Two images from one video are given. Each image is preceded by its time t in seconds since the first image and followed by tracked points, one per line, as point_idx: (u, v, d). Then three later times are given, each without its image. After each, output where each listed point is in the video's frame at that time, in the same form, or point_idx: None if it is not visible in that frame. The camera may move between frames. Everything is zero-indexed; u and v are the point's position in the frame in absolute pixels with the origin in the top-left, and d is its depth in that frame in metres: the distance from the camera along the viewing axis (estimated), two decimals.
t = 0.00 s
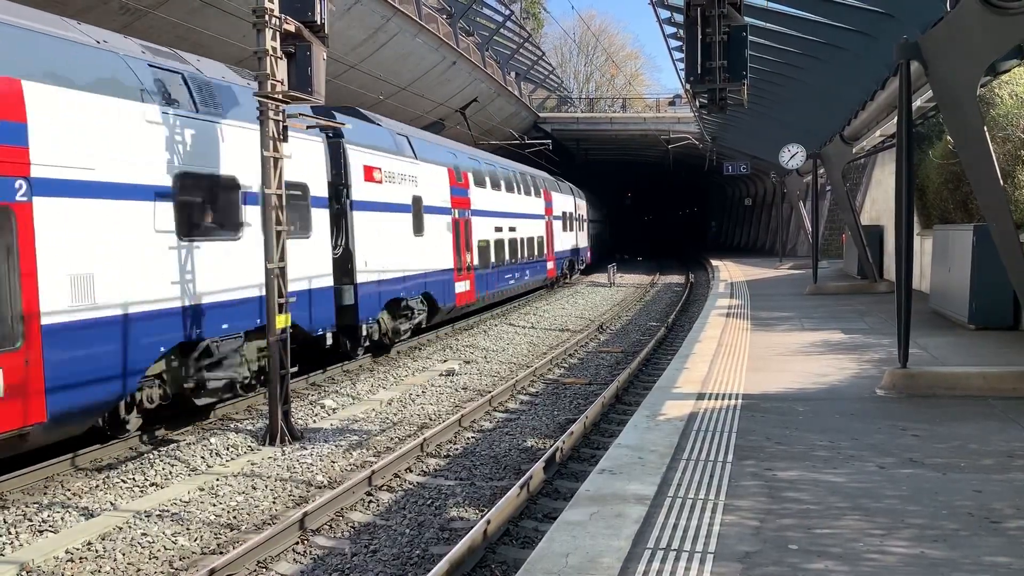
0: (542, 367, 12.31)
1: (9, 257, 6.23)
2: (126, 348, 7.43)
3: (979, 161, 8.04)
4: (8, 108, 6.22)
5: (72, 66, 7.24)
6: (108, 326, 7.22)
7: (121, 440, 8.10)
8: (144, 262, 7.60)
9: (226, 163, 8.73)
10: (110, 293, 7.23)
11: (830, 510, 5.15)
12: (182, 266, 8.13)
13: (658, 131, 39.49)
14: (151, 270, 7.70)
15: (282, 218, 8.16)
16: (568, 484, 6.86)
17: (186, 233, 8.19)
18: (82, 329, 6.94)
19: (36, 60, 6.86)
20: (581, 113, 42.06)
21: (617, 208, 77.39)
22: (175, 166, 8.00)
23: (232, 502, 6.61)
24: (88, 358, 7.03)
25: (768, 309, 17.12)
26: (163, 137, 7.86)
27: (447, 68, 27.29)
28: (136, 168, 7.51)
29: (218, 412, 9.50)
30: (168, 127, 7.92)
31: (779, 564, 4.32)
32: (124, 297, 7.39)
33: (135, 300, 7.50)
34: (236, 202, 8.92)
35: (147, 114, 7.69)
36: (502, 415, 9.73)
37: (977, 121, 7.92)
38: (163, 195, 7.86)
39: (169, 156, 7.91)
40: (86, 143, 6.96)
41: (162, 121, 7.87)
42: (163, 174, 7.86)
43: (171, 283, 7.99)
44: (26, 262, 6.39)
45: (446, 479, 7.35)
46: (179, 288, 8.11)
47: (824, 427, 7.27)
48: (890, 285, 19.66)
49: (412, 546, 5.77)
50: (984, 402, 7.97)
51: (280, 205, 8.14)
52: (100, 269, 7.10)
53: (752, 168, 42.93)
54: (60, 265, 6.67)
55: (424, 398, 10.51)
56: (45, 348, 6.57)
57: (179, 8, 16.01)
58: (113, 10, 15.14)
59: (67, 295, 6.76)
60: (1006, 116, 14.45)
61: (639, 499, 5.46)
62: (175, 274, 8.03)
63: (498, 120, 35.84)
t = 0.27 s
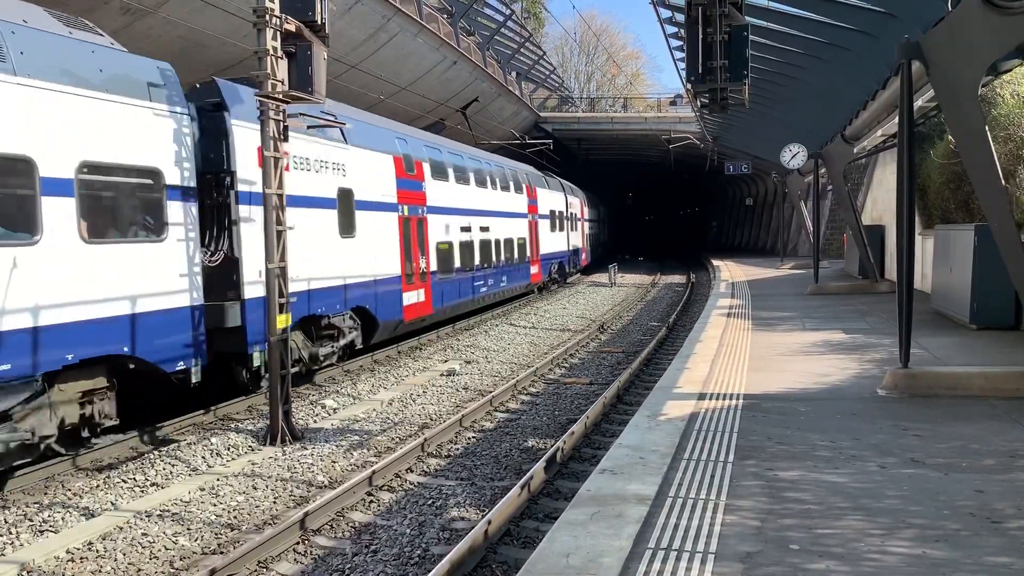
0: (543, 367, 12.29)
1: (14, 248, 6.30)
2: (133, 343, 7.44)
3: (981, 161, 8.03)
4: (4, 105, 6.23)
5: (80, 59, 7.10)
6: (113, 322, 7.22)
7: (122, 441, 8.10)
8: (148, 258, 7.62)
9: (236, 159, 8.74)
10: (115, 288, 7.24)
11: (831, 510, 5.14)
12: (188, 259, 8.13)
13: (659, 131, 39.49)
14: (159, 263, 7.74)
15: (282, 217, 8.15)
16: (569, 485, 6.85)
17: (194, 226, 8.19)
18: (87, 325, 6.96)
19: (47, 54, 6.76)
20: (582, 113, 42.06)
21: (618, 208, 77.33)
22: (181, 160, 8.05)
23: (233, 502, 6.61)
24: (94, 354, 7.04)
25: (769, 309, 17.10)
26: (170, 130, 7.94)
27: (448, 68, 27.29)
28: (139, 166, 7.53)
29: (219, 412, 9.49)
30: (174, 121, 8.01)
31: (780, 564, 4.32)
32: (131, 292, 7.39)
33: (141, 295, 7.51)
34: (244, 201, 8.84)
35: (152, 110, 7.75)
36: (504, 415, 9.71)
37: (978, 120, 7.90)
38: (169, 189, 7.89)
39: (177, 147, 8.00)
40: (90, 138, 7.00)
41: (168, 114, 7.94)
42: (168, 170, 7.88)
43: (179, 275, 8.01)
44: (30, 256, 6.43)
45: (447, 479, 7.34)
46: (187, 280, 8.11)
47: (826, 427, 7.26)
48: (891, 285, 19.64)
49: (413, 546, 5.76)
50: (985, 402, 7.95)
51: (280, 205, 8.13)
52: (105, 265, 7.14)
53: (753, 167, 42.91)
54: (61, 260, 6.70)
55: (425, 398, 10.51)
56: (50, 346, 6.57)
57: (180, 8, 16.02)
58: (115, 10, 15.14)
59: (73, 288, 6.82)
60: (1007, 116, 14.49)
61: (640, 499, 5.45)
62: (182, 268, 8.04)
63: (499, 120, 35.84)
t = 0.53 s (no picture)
0: (543, 367, 12.28)
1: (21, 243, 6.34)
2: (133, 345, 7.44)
3: (981, 161, 8.02)
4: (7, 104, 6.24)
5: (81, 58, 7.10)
6: (114, 321, 7.22)
7: (121, 441, 8.10)
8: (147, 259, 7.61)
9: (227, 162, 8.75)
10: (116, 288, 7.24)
11: (830, 510, 5.14)
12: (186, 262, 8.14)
13: (660, 131, 39.49)
14: (158, 266, 7.76)
15: (282, 217, 8.13)
16: (569, 484, 6.85)
17: (190, 229, 8.19)
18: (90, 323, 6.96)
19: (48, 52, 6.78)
20: (582, 113, 42.06)
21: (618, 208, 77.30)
22: (178, 163, 8.03)
23: (233, 502, 6.61)
24: (97, 352, 7.04)
25: (769, 309, 17.09)
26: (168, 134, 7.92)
27: (448, 67, 27.29)
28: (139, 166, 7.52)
29: (219, 412, 9.49)
30: (172, 124, 7.98)
31: (780, 564, 4.32)
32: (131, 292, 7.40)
33: (140, 295, 7.51)
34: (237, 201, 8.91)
35: (151, 112, 7.73)
36: (503, 415, 9.70)
37: (978, 120, 7.89)
38: (168, 190, 7.89)
39: (173, 152, 7.96)
40: (93, 137, 7.02)
41: (166, 118, 7.92)
42: (166, 171, 7.87)
43: (175, 279, 8.00)
44: (36, 254, 6.44)
45: (447, 478, 7.34)
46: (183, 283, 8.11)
47: (825, 426, 7.25)
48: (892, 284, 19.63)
49: (413, 545, 5.76)
50: (985, 401, 7.95)
51: (280, 205, 8.12)
52: (105, 264, 7.13)
53: (753, 167, 42.91)
54: (66, 257, 6.72)
55: (425, 398, 10.50)
56: (55, 342, 6.58)
57: (180, 7, 16.02)
58: (115, 9, 15.16)
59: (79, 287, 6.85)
60: (1007, 116, 14.51)
61: (640, 499, 5.45)
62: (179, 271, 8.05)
63: (499, 119, 35.83)
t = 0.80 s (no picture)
0: (542, 366, 12.28)
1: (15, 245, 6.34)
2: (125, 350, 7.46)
3: (980, 160, 8.03)
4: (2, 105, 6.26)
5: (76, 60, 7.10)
6: (108, 324, 7.23)
7: (121, 440, 8.09)
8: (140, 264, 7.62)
9: (221, 165, 8.77)
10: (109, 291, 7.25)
11: (830, 509, 5.15)
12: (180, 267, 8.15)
13: (659, 130, 39.49)
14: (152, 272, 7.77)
15: (282, 216, 8.13)
16: (568, 484, 6.85)
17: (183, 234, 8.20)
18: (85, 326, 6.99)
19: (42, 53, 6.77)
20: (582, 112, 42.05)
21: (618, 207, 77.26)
22: (171, 169, 8.05)
23: (233, 502, 6.61)
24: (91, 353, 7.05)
25: (768, 308, 17.09)
26: (160, 140, 7.92)
27: (448, 67, 27.28)
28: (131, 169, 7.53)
29: (218, 411, 9.47)
30: (164, 129, 8.00)
31: (780, 563, 4.32)
32: (125, 297, 7.42)
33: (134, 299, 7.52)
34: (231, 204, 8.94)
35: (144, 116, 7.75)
36: (503, 414, 9.69)
37: (977, 119, 7.91)
38: (160, 195, 7.90)
39: (166, 157, 7.98)
40: (86, 141, 7.05)
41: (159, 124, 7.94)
42: (160, 175, 7.89)
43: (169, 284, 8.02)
44: (31, 255, 6.47)
45: (446, 478, 7.33)
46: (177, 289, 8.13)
47: (825, 426, 7.25)
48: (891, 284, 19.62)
49: (413, 544, 5.76)
50: (985, 401, 7.95)
51: (280, 204, 8.12)
52: (99, 267, 7.14)
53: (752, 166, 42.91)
54: (59, 260, 6.73)
55: (425, 397, 10.49)
56: (50, 341, 6.60)
57: (179, 6, 16.01)
58: (114, 9, 15.15)
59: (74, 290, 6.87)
60: (1006, 115, 14.53)
61: (640, 498, 5.45)
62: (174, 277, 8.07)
63: (498, 119, 35.81)
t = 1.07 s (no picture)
0: (543, 366, 12.26)
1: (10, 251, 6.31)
2: (123, 354, 7.46)
3: (981, 159, 8.02)
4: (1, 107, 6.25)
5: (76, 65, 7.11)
6: (106, 326, 7.24)
7: (121, 439, 8.08)
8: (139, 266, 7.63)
9: (219, 167, 8.77)
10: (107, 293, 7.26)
11: (831, 508, 5.14)
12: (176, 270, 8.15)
13: (660, 130, 39.49)
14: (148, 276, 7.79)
15: (282, 216, 8.13)
16: (569, 483, 6.85)
17: (181, 236, 8.21)
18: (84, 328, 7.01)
19: (42, 58, 6.77)
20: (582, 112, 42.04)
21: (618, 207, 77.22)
22: (169, 172, 8.05)
23: (233, 501, 6.61)
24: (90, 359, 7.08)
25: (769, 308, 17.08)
26: (157, 144, 7.91)
27: (448, 66, 27.27)
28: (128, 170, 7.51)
29: (218, 411, 9.47)
30: (162, 131, 7.99)
31: (780, 563, 4.32)
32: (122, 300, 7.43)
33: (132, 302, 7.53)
34: (230, 206, 8.94)
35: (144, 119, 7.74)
36: (504, 413, 9.69)
37: (978, 119, 7.91)
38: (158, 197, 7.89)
39: (163, 161, 7.97)
40: (85, 144, 7.05)
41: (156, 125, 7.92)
42: (158, 178, 7.89)
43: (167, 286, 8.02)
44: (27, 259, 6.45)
45: (447, 477, 7.33)
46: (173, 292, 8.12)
47: (826, 425, 7.24)
48: (892, 284, 19.61)
49: (414, 544, 5.76)
50: (986, 400, 7.94)
51: (281, 204, 8.13)
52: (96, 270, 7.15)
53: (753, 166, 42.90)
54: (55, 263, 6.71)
55: (425, 397, 10.48)
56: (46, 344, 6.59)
57: (180, 6, 16.02)
58: (114, 8, 15.16)
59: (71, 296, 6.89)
60: (1007, 114, 14.54)
61: (640, 498, 5.45)
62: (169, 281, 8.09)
63: (499, 118, 35.82)
